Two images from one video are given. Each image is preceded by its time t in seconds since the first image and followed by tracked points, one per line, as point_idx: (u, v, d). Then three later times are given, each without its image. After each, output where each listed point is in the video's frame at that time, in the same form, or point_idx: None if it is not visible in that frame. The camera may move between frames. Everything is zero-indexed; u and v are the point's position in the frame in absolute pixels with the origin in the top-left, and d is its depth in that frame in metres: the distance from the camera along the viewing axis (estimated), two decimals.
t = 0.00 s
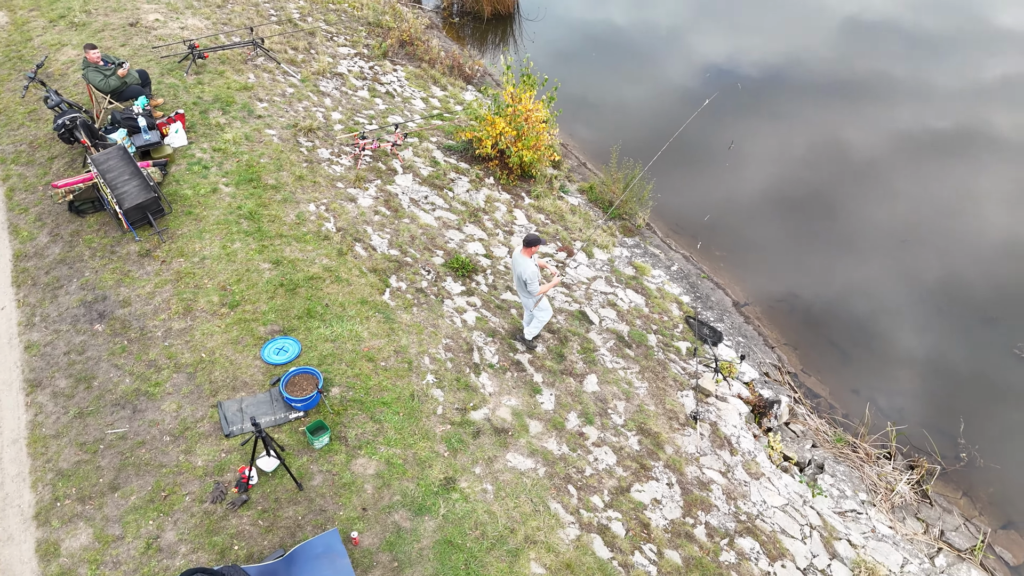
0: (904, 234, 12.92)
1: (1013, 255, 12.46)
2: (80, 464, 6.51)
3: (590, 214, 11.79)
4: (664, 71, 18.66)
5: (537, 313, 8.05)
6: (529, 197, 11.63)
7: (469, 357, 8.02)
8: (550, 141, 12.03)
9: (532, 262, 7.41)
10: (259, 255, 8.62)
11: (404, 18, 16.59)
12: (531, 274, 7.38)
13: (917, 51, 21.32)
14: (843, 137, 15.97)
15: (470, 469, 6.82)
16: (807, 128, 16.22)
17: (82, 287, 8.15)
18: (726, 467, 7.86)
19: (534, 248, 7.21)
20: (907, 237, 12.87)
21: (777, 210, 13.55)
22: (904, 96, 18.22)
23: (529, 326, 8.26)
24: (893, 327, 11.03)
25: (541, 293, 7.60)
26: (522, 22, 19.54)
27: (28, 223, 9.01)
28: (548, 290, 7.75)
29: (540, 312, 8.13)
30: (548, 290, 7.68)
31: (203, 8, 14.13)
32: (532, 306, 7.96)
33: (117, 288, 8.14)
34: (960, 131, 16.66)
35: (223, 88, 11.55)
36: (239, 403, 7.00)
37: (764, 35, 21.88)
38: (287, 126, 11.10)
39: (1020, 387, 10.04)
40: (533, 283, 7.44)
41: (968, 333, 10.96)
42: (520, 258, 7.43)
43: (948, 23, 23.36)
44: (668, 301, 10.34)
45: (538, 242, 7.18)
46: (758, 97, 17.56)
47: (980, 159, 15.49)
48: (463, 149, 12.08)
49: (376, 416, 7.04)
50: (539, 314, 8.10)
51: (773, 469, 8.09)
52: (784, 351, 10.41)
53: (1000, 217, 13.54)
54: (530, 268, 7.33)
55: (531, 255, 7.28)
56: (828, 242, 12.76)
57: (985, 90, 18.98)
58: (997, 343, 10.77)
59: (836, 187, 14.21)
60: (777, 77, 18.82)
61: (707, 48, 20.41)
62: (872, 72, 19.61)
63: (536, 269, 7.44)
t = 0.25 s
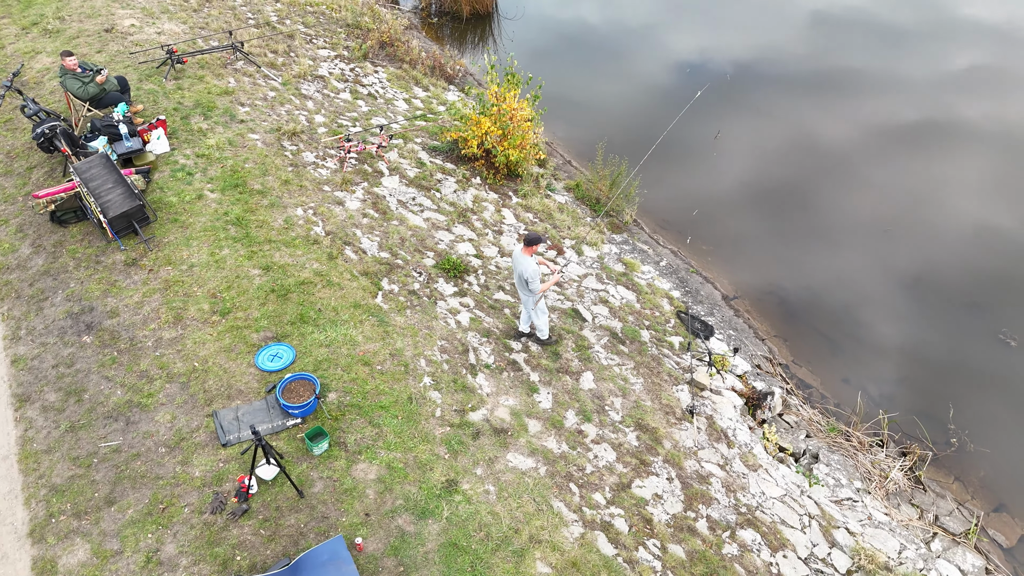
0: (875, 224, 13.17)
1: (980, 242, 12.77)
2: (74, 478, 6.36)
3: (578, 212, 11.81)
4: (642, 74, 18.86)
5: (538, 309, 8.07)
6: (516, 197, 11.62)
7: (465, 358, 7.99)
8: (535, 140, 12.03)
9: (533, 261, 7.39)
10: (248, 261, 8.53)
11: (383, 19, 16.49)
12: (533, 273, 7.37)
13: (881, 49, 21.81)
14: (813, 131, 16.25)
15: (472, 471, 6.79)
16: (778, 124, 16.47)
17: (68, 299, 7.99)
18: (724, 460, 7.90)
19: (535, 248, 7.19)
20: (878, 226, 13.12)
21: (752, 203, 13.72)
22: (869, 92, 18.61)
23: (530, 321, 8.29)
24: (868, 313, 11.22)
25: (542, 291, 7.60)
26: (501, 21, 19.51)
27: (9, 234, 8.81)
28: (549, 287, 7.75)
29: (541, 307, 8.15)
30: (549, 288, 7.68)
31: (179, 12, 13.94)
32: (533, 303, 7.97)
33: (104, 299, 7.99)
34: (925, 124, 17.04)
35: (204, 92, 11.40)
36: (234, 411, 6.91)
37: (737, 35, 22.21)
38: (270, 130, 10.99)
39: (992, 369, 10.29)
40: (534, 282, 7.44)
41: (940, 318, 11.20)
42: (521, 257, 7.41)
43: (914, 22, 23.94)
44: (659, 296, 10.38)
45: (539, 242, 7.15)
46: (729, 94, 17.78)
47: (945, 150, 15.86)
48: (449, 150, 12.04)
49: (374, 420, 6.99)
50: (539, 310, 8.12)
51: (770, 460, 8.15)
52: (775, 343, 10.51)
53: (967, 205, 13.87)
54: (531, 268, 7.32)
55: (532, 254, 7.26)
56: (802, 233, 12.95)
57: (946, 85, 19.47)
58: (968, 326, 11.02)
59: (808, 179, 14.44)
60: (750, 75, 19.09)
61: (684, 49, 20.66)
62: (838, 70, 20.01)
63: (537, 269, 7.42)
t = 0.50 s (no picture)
0: (849, 215, 13.37)
1: (951, 231, 13.02)
2: (70, 495, 6.20)
3: (566, 211, 11.82)
4: (620, 74, 18.96)
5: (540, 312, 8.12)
6: (503, 197, 11.60)
7: (462, 360, 7.96)
8: (521, 140, 12.02)
9: (538, 264, 7.45)
10: (238, 268, 8.42)
11: (361, 22, 16.39)
12: (537, 276, 7.43)
13: (849, 45, 22.16)
14: (785, 127, 16.45)
15: (475, 473, 6.75)
16: (751, 120, 16.65)
17: (54, 313, 7.81)
18: (723, 454, 7.94)
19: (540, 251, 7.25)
20: (852, 218, 13.31)
21: (728, 197, 13.84)
22: (838, 87, 18.90)
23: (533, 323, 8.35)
24: (845, 302, 11.37)
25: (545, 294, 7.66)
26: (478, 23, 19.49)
27: None
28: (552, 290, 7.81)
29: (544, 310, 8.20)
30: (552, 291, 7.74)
31: (154, 19, 13.75)
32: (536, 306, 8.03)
33: (91, 311, 7.83)
34: (893, 117, 17.34)
35: (184, 99, 11.25)
36: (231, 422, 6.80)
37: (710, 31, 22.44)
38: (254, 136, 10.87)
39: (966, 354, 10.48)
40: (538, 286, 7.49)
41: (915, 306, 11.37)
42: (526, 260, 7.47)
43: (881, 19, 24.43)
44: (650, 293, 10.42)
45: (544, 245, 7.22)
46: (702, 90, 17.95)
47: (913, 142, 16.15)
48: (434, 152, 11.98)
49: (374, 426, 6.93)
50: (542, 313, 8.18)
51: (768, 453, 8.21)
52: (765, 336, 10.60)
53: (937, 195, 14.12)
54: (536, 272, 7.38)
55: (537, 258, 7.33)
56: (778, 226, 13.09)
57: (912, 79, 19.83)
58: (942, 313, 11.21)
59: (782, 173, 14.61)
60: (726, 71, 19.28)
61: (662, 47, 20.79)
62: (807, 65, 20.29)
63: (541, 272, 7.48)
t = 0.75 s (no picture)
0: (826, 210, 13.54)
1: (926, 223, 13.22)
2: (66, 511, 6.04)
3: (556, 211, 11.81)
4: (603, 72, 19.00)
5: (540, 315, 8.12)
6: (494, 198, 11.57)
7: (460, 363, 7.92)
8: (509, 140, 11.99)
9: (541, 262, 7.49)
10: (230, 276, 8.33)
11: (343, 25, 16.29)
12: (540, 274, 7.46)
13: (823, 40, 22.39)
14: (761, 122, 16.60)
15: (477, 477, 6.71)
16: (728, 115, 16.77)
17: (43, 325, 7.64)
18: (723, 450, 7.96)
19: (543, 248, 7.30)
20: (829, 212, 13.48)
21: (707, 193, 13.93)
22: (813, 82, 19.09)
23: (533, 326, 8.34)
24: (825, 295, 11.50)
25: (547, 293, 7.68)
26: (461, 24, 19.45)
27: None
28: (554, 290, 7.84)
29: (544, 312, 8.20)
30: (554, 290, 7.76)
31: (134, 25, 13.57)
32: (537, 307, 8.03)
33: (81, 323, 7.68)
34: (867, 111, 17.57)
35: (168, 106, 11.11)
36: (229, 432, 6.71)
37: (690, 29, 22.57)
38: (240, 141, 10.75)
39: (944, 344, 10.66)
40: (541, 284, 7.52)
41: (893, 297, 11.54)
42: (529, 259, 7.51)
43: (856, 16, 24.75)
44: (643, 291, 10.44)
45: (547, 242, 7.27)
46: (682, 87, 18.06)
47: (887, 136, 16.38)
48: (422, 154, 11.93)
49: (374, 432, 6.87)
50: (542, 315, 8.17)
51: (767, 448, 8.24)
52: (758, 332, 10.65)
53: (911, 188, 14.35)
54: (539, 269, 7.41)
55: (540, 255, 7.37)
56: (758, 221, 13.21)
57: (884, 74, 20.10)
58: (920, 304, 11.39)
59: (760, 168, 14.74)
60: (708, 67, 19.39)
61: (644, 45, 20.84)
62: (784, 60, 20.49)
63: (544, 270, 7.52)
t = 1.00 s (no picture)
0: (801, 200, 13.67)
1: (901, 210, 13.38)
2: (62, 530, 5.83)
3: (546, 210, 11.78)
4: (585, 70, 19.00)
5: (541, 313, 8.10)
6: (483, 198, 11.50)
7: (457, 367, 7.85)
8: (497, 140, 11.93)
9: (540, 259, 7.49)
10: (221, 284, 8.20)
11: (324, 27, 16.14)
12: (541, 271, 7.46)
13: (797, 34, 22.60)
14: (737, 114, 16.70)
15: (480, 482, 6.65)
16: (704, 108, 16.87)
17: (29, 339, 7.42)
18: (723, 447, 7.97)
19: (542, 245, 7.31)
20: (806, 203, 13.60)
21: (685, 185, 14.01)
22: (788, 74, 19.24)
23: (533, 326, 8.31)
24: (803, 284, 11.61)
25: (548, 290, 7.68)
26: (442, 24, 19.37)
27: None
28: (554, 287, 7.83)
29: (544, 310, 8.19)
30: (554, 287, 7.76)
31: (112, 30, 13.33)
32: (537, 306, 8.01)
33: (69, 336, 7.49)
34: (840, 103, 17.74)
35: (150, 112, 10.92)
36: (227, 443, 6.58)
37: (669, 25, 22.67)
38: (225, 147, 10.59)
39: (921, 329, 10.80)
40: (542, 281, 7.51)
41: (872, 286, 11.66)
42: (529, 257, 7.51)
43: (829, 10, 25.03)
44: (636, 288, 10.43)
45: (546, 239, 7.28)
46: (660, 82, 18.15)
47: (862, 125, 16.55)
48: (410, 155, 11.83)
49: (375, 439, 6.78)
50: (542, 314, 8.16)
51: (765, 442, 8.26)
52: (751, 326, 10.70)
53: (885, 176, 14.51)
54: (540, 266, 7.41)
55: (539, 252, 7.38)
56: (737, 212, 13.29)
57: (857, 65, 20.31)
58: (898, 292, 11.52)
59: (737, 160, 14.83)
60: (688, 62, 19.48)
61: (625, 42, 20.86)
62: (760, 53, 20.65)
63: (545, 267, 7.52)
